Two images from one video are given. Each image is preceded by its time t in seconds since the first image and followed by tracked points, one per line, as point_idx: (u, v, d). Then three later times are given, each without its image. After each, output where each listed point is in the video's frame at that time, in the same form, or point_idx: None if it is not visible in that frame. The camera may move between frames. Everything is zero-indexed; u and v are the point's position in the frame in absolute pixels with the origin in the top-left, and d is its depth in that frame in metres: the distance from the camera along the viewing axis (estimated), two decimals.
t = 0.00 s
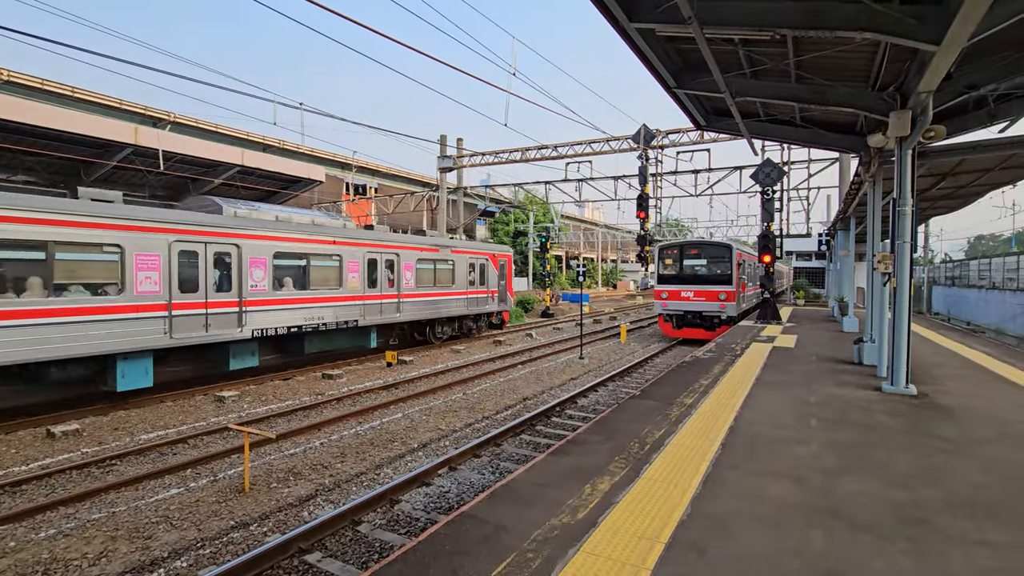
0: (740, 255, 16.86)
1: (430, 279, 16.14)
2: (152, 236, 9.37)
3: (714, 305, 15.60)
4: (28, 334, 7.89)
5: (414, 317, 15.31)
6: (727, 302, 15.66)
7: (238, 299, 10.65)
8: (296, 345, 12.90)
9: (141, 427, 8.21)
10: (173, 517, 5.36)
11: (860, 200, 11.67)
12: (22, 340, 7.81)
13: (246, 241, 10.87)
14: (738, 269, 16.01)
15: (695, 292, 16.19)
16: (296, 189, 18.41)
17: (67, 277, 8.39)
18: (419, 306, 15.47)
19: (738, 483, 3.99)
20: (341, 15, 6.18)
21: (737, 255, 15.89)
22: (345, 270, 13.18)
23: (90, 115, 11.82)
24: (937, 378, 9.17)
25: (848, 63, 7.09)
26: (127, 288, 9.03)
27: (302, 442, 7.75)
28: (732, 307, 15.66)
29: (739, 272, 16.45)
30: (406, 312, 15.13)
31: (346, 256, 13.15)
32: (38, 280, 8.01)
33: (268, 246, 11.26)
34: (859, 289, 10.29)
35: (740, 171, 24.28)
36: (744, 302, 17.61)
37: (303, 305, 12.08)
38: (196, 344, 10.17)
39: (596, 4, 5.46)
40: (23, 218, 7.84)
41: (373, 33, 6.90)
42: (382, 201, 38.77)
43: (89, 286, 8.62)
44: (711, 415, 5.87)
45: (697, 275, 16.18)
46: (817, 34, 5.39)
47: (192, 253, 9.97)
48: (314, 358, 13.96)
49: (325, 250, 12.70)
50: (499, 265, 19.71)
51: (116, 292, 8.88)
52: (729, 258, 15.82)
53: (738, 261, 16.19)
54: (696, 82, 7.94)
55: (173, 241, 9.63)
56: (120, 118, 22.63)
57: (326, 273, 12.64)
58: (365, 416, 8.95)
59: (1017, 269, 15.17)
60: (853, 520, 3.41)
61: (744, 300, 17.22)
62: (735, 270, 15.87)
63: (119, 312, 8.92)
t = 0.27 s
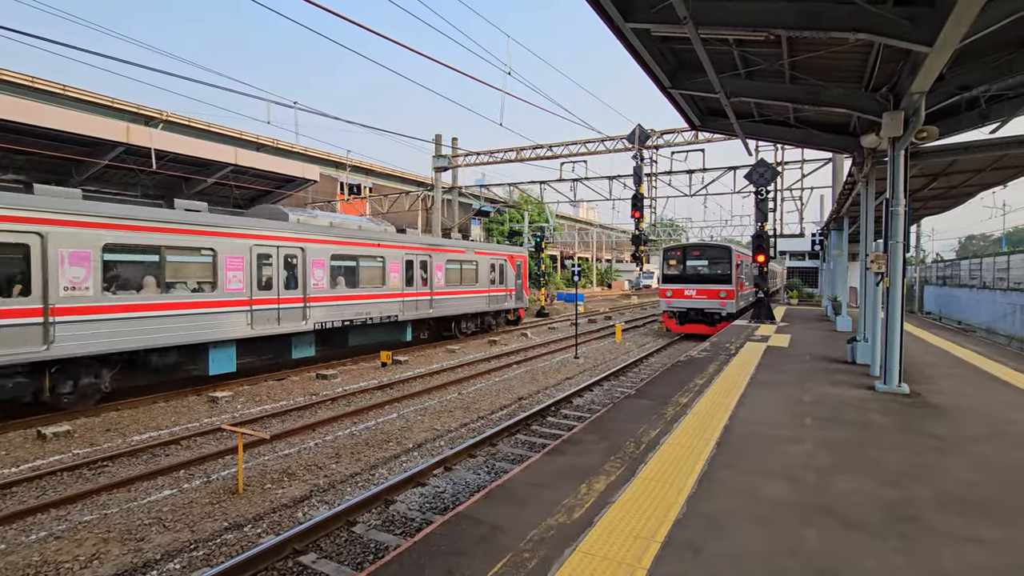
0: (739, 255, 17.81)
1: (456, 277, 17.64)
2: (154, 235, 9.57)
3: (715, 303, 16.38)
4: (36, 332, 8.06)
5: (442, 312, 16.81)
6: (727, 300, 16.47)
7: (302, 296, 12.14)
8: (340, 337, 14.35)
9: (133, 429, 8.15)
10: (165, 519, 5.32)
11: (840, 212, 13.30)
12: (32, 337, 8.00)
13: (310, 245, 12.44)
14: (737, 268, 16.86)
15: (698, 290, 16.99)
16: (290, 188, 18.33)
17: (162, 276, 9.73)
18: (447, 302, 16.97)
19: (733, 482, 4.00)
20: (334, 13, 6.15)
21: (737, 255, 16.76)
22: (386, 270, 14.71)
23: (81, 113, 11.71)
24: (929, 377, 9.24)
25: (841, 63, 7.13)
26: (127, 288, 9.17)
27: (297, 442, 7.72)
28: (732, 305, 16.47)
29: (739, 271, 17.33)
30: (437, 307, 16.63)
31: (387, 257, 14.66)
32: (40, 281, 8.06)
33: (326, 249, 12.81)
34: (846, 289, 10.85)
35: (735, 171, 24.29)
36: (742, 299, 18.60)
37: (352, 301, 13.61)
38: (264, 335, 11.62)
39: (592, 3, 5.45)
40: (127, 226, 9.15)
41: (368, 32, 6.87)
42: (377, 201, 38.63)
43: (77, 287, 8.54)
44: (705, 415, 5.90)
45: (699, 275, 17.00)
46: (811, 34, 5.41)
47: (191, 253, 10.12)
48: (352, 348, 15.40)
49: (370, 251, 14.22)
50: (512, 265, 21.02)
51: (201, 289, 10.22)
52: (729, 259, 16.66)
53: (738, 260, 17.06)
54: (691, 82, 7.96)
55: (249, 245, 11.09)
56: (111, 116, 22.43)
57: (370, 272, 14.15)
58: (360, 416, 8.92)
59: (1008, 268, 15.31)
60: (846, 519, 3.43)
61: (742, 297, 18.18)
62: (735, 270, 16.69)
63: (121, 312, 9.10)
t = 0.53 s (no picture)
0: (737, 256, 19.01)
1: (479, 277, 19.14)
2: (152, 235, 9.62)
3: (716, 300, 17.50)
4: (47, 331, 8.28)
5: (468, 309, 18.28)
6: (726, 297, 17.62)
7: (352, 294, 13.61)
8: (377, 332, 15.86)
9: (126, 429, 8.09)
10: (158, 521, 5.28)
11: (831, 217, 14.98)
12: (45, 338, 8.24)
13: (360, 248, 13.95)
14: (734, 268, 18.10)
15: (698, 289, 18.17)
16: (284, 188, 18.25)
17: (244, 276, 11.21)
18: (472, 300, 18.43)
19: (729, 481, 4.02)
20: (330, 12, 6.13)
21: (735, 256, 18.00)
22: (420, 270, 16.20)
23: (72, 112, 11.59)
24: (922, 377, 9.30)
25: (835, 64, 7.17)
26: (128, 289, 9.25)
27: (292, 442, 7.69)
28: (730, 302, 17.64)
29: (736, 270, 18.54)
30: (464, 304, 18.13)
31: (422, 259, 16.17)
32: (42, 283, 8.18)
33: (373, 251, 14.32)
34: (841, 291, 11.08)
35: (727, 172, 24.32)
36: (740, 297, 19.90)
37: (391, 299, 15.08)
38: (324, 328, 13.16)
39: (587, 3, 5.45)
40: (216, 233, 10.58)
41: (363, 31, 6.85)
42: (372, 200, 38.54)
43: (56, 287, 8.38)
44: (701, 414, 5.93)
45: (700, 274, 18.18)
46: (806, 35, 5.43)
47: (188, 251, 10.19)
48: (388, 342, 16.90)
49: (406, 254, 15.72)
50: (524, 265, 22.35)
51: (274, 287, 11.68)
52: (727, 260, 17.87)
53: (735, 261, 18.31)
54: (686, 81, 7.97)
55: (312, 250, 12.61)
56: (104, 115, 22.28)
57: (407, 273, 15.68)
58: (355, 416, 8.88)
59: (999, 268, 15.42)
60: (841, 517, 3.44)
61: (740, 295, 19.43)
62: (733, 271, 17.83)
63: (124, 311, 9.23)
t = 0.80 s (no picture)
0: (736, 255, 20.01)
1: (500, 277, 20.51)
2: (145, 236, 9.43)
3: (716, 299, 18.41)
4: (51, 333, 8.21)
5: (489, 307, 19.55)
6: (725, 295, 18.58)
7: (394, 293, 14.99)
8: (408, 328, 16.98)
9: (119, 431, 8.02)
10: (152, 522, 5.24)
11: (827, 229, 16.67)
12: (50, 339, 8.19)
13: (400, 252, 15.37)
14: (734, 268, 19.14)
15: (699, 288, 19.12)
16: (278, 188, 18.18)
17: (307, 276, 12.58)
18: (493, 298, 19.81)
19: (724, 480, 4.03)
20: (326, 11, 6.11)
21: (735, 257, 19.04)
22: (449, 270, 17.61)
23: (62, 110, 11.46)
24: (914, 376, 9.35)
25: (830, 65, 7.20)
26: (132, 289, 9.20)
27: (286, 443, 7.66)
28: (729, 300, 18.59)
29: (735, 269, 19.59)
30: (486, 302, 19.50)
31: (451, 261, 17.59)
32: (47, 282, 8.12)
33: (411, 253, 15.70)
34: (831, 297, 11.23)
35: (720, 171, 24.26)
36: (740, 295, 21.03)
37: (425, 297, 16.48)
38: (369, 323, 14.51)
39: (583, 3, 5.46)
40: (289, 238, 11.99)
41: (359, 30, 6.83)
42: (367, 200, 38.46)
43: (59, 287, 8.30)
44: (696, 413, 5.95)
45: (701, 274, 19.19)
46: (801, 36, 5.46)
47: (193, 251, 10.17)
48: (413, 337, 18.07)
49: (437, 256, 17.17)
50: (535, 265, 23.57)
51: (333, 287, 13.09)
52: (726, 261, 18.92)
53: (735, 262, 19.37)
54: (681, 82, 7.99)
55: (365, 254, 14.08)
56: (96, 114, 22.13)
57: (439, 274, 17.12)
58: (349, 417, 8.85)
59: (990, 268, 15.55)
60: (836, 516, 3.45)
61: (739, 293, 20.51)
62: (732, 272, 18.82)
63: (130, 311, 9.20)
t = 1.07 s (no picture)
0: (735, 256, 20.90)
1: (516, 277, 21.89)
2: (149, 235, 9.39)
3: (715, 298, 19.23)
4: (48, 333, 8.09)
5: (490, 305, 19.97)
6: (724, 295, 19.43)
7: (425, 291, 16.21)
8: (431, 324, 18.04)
9: (111, 432, 7.96)
10: (145, 524, 5.20)
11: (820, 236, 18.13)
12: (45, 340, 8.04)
13: (432, 254, 16.73)
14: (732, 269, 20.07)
15: (699, 287, 19.99)
16: (273, 187, 18.10)
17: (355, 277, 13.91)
18: (511, 296, 21.24)
19: (719, 479, 4.04)
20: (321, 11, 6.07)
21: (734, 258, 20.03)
22: (472, 271, 18.91)
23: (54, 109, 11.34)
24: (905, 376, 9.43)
25: (824, 66, 7.25)
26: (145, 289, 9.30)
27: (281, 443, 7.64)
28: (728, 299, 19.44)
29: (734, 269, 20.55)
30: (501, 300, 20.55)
31: (475, 262, 18.92)
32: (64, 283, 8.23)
33: (440, 255, 17.06)
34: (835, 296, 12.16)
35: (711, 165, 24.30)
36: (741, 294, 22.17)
37: (452, 296, 17.86)
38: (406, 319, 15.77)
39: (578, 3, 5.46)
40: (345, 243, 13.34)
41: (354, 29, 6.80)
42: (361, 200, 38.31)
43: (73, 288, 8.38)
44: (692, 412, 5.98)
45: (701, 274, 20.10)
46: (795, 37, 5.49)
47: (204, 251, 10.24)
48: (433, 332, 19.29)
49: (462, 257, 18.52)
50: (546, 267, 24.84)
51: (378, 286, 14.41)
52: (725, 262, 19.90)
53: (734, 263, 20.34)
54: (676, 82, 8.01)
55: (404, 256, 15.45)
56: (89, 112, 21.95)
57: (465, 273, 18.53)
58: (344, 417, 8.81)
59: (982, 268, 15.67)
60: (831, 515, 3.47)
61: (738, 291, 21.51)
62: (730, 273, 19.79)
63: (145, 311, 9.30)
